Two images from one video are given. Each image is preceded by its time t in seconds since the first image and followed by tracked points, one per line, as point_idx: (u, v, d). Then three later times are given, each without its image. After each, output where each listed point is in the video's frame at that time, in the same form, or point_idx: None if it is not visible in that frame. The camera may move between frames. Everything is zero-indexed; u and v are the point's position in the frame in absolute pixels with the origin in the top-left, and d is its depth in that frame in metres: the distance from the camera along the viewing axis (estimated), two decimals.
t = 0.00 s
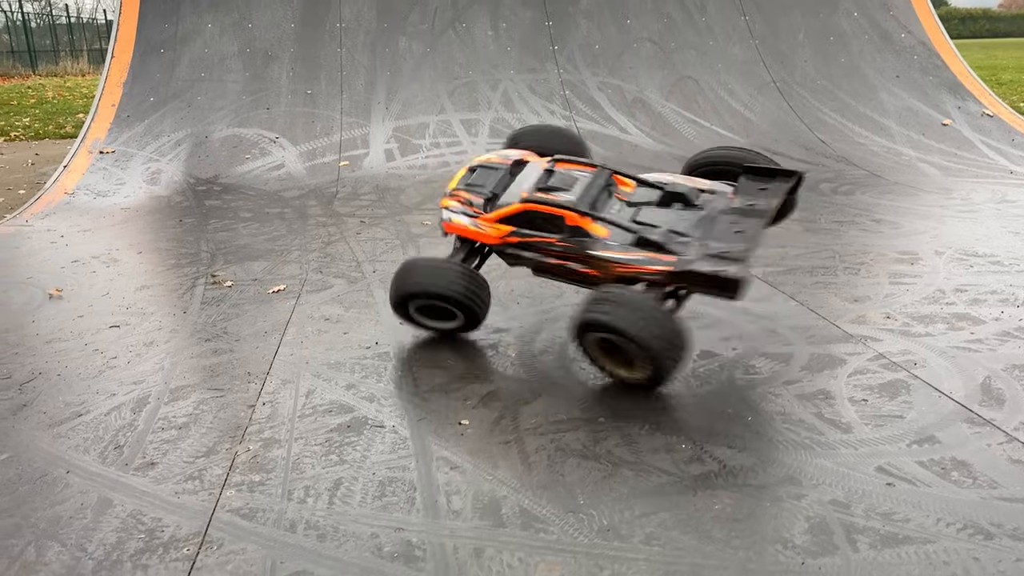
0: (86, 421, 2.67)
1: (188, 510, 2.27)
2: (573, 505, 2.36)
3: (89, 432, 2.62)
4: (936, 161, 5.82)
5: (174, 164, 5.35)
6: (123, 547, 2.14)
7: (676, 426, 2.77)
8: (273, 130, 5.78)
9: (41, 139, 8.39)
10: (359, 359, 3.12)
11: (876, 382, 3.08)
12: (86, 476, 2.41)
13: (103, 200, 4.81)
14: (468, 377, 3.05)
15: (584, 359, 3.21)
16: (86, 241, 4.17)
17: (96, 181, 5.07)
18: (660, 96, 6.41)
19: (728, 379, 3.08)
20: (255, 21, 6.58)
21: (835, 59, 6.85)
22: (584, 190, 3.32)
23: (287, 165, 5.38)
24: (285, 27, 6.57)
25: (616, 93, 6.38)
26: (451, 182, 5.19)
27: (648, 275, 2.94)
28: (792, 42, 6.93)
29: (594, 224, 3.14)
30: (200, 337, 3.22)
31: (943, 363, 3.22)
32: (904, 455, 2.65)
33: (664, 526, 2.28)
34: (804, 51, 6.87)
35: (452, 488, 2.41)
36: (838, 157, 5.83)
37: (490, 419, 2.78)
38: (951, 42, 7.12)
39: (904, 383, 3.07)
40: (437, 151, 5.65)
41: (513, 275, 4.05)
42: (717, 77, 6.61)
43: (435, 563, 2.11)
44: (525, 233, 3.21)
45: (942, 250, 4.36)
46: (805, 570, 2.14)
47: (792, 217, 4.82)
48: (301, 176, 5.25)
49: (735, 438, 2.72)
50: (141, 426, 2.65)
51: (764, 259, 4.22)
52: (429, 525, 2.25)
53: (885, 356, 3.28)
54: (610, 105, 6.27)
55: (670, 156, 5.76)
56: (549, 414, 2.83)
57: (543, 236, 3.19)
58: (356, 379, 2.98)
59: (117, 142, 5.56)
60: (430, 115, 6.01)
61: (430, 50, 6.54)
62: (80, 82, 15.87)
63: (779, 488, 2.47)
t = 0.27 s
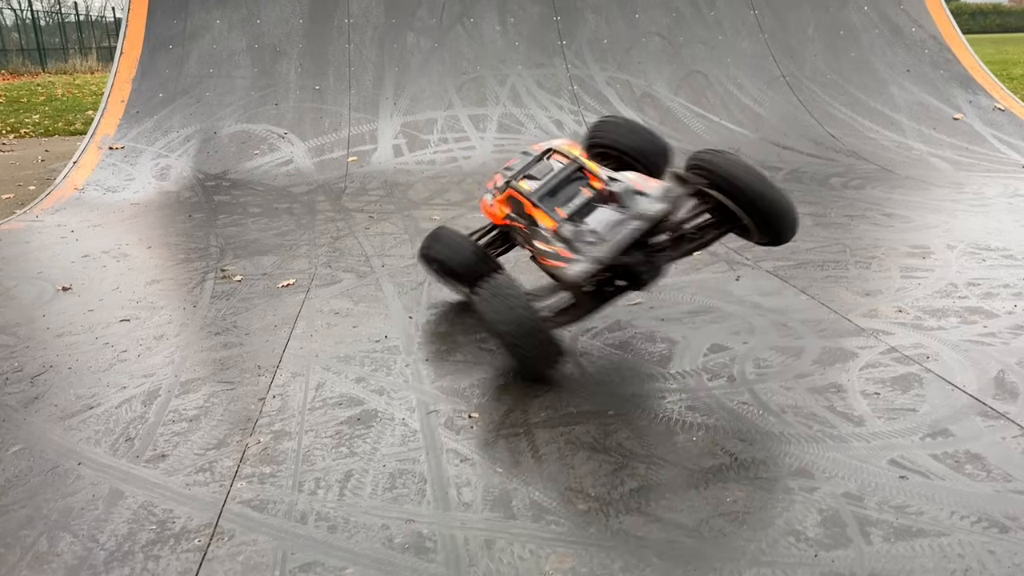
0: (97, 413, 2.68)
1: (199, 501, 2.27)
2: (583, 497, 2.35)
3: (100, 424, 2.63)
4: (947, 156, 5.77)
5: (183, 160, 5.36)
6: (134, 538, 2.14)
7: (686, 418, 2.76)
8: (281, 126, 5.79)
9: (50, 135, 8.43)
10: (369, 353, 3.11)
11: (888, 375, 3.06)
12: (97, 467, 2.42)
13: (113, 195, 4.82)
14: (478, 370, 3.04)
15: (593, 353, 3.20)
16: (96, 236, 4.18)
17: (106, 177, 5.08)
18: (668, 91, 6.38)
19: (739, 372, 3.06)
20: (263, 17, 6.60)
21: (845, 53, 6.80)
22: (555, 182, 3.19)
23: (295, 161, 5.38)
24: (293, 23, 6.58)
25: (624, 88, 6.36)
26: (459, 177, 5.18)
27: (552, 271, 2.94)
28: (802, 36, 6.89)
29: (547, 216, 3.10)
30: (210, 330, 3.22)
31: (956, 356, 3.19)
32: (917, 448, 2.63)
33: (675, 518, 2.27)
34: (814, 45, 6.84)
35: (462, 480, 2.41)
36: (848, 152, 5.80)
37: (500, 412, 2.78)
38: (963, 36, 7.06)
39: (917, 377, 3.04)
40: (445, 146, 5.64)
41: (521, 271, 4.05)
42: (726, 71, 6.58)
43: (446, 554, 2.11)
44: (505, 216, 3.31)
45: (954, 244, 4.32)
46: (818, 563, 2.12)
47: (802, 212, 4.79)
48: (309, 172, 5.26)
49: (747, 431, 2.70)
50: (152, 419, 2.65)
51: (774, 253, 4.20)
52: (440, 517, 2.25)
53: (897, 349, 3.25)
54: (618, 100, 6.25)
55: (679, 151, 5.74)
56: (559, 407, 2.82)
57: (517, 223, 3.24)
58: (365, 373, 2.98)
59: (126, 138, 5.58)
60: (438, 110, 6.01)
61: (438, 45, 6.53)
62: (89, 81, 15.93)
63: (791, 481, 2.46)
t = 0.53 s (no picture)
0: (109, 406, 2.69)
1: (211, 493, 2.27)
2: (596, 490, 2.33)
3: (113, 417, 2.63)
4: (960, 150, 5.72)
5: (193, 156, 5.38)
6: (147, 529, 2.14)
7: (699, 412, 2.74)
8: (291, 121, 5.79)
9: (61, 132, 8.48)
10: (380, 347, 3.12)
11: (903, 369, 3.03)
12: (110, 460, 2.42)
13: (124, 191, 4.84)
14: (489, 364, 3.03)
15: (605, 347, 3.19)
16: (107, 231, 4.20)
17: (117, 172, 5.10)
18: (678, 85, 6.36)
19: (752, 366, 3.04)
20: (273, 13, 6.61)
21: (857, 47, 6.76)
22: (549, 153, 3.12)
23: (305, 157, 5.39)
24: (302, 18, 6.58)
25: (634, 83, 6.34)
26: (468, 173, 5.18)
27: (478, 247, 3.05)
28: (813, 30, 6.85)
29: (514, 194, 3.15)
30: (222, 324, 3.23)
31: (971, 350, 3.16)
32: (933, 442, 2.60)
33: (689, 512, 2.25)
34: (825, 39, 6.80)
35: (474, 474, 2.40)
36: (859, 147, 5.76)
37: (511, 405, 2.77)
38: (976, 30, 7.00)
39: (931, 371, 3.01)
40: (454, 141, 5.63)
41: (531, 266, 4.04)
42: (737, 65, 6.54)
43: (459, 546, 2.10)
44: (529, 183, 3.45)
45: (967, 238, 4.28)
46: (834, 556, 2.10)
47: (814, 206, 4.76)
48: (319, 168, 5.26)
49: (761, 424, 2.68)
50: (164, 412, 2.66)
51: (786, 248, 4.17)
52: (452, 509, 2.24)
53: (912, 343, 3.22)
54: (628, 95, 6.22)
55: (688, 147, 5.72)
56: (571, 400, 2.80)
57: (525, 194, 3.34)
58: (376, 367, 2.97)
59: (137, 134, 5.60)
60: (447, 106, 6.00)
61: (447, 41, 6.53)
62: (99, 78, 16.00)
63: (806, 474, 2.43)
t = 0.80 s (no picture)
0: (124, 401, 2.69)
1: (226, 488, 2.27)
2: (611, 486, 2.32)
3: (128, 412, 2.64)
4: (975, 145, 5.66)
5: (205, 153, 5.39)
6: (163, 524, 2.13)
7: (714, 407, 2.72)
8: (302, 118, 5.80)
9: (74, 130, 8.53)
10: (393, 343, 3.11)
11: (921, 365, 3.00)
12: (125, 454, 2.42)
13: (136, 187, 4.85)
14: (503, 360, 3.02)
15: (618, 343, 3.17)
16: (120, 227, 4.21)
17: (130, 169, 5.12)
18: (690, 80, 6.33)
19: (767, 362, 3.02)
20: (285, 10, 6.62)
21: (870, 42, 6.71)
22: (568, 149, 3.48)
23: (316, 153, 5.39)
24: (313, 15, 6.60)
25: (645, 79, 6.31)
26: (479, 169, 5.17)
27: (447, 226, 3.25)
28: (826, 25, 6.81)
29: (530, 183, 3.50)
30: (235, 319, 3.23)
31: (990, 346, 3.12)
32: (952, 439, 2.57)
33: (705, 508, 2.23)
34: (838, 34, 6.75)
35: (489, 469, 2.39)
36: (873, 142, 5.71)
37: (525, 401, 2.76)
38: (992, 25, 6.93)
39: (950, 367, 2.98)
40: (465, 138, 5.61)
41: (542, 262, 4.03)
42: (749, 61, 6.51)
43: (475, 542, 2.09)
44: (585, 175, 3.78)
45: (984, 234, 4.24)
46: (853, 552, 2.08)
47: (828, 202, 4.73)
48: (331, 164, 5.26)
49: (778, 420, 2.66)
50: (179, 407, 2.66)
51: (801, 243, 4.14)
52: (467, 505, 2.23)
53: (929, 339, 3.19)
54: (639, 90, 6.20)
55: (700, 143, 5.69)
56: (585, 396, 2.79)
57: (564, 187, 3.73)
58: (389, 362, 2.97)
59: (149, 131, 5.61)
60: (458, 102, 5.98)
61: (458, 37, 6.52)
62: (110, 75, 16.05)
63: (823, 471, 2.41)
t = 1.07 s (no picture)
0: (142, 397, 2.69)
1: (244, 485, 2.27)
2: (630, 484, 2.30)
3: (145, 408, 2.64)
4: (993, 141, 5.60)
5: (219, 150, 5.39)
6: (181, 520, 2.13)
7: (731, 405, 2.70)
8: (315, 115, 5.80)
9: (87, 128, 8.57)
10: (409, 340, 3.10)
11: (941, 363, 2.97)
12: (142, 451, 2.42)
13: (151, 185, 4.87)
14: (519, 357, 3.00)
15: (635, 340, 3.15)
16: (135, 225, 4.22)
17: (144, 167, 5.13)
18: (704, 77, 6.29)
19: (785, 360, 2.99)
20: (298, 8, 6.65)
21: (885, 38, 6.66)
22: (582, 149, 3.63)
23: (329, 150, 5.39)
24: (326, 13, 6.64)
25: (659, 76, 6.29)
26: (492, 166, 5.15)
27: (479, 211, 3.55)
28: (840, 21, 6.77)
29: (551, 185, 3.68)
30: (251, 316, 3.23)
31: (1012, 344, 3.07)
32: (975, 438, 2.54)
33: (725, 507, 2.21)
34: (853, 30, 6.71)
35: (506, 466, 2.37)
36: (889, 138, 5.66)
37: (541, 398, 2.74)
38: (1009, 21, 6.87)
39: (971, 365, 2.94)
40: (477, 135, 5.58)
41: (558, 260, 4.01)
42: (763, 57, 6.47)
43: (493, 539, 2.07)
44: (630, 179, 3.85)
45: (1004, 231, 4.19)
46: (877, 552, 2.05)
47: (844, 199, 4.68)
48: (343, 161, 5.26)
49: (797, 418, 2.63)
50: (195, 403, 2.66)
51: (818, 241, 4.10)
52: (485, 502, 2.22)
53: (950, 337, 3.15)
54: (653, 87, 6.17)
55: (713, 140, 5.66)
56: (601, 393, 2.77)
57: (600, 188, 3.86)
58: (406, 360, 2.96)
59: (163, 129, 5.62)
60: (471, 99, 5.97)
61: (470, 34, 6.52)
62: (123, 74, 16.14)
63: (844, 469, 2.38)
